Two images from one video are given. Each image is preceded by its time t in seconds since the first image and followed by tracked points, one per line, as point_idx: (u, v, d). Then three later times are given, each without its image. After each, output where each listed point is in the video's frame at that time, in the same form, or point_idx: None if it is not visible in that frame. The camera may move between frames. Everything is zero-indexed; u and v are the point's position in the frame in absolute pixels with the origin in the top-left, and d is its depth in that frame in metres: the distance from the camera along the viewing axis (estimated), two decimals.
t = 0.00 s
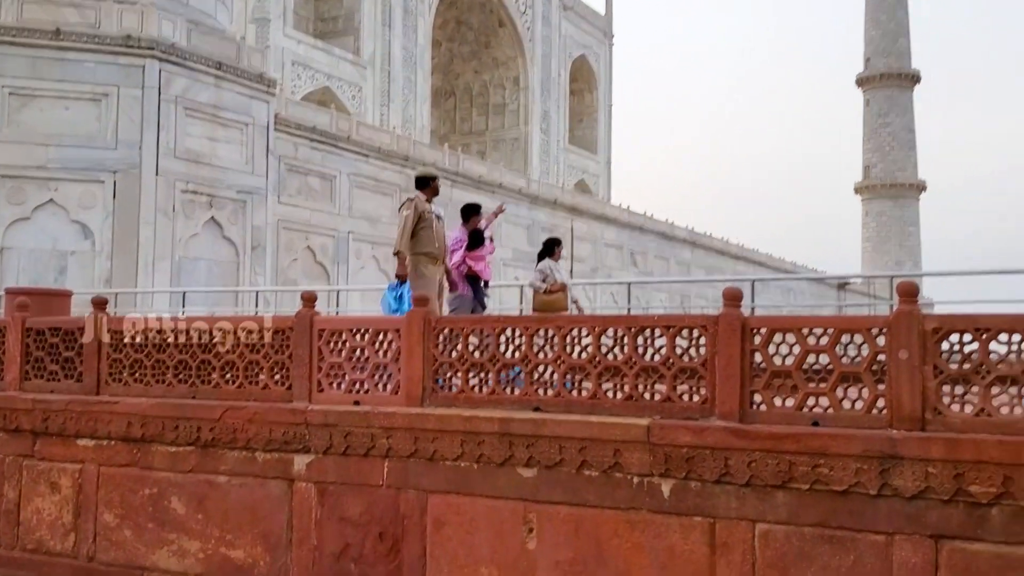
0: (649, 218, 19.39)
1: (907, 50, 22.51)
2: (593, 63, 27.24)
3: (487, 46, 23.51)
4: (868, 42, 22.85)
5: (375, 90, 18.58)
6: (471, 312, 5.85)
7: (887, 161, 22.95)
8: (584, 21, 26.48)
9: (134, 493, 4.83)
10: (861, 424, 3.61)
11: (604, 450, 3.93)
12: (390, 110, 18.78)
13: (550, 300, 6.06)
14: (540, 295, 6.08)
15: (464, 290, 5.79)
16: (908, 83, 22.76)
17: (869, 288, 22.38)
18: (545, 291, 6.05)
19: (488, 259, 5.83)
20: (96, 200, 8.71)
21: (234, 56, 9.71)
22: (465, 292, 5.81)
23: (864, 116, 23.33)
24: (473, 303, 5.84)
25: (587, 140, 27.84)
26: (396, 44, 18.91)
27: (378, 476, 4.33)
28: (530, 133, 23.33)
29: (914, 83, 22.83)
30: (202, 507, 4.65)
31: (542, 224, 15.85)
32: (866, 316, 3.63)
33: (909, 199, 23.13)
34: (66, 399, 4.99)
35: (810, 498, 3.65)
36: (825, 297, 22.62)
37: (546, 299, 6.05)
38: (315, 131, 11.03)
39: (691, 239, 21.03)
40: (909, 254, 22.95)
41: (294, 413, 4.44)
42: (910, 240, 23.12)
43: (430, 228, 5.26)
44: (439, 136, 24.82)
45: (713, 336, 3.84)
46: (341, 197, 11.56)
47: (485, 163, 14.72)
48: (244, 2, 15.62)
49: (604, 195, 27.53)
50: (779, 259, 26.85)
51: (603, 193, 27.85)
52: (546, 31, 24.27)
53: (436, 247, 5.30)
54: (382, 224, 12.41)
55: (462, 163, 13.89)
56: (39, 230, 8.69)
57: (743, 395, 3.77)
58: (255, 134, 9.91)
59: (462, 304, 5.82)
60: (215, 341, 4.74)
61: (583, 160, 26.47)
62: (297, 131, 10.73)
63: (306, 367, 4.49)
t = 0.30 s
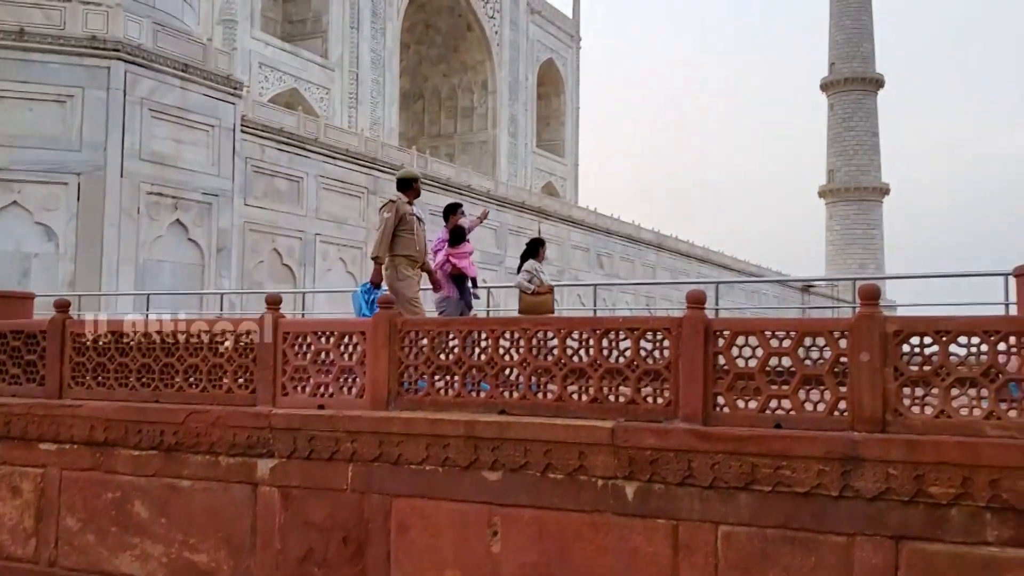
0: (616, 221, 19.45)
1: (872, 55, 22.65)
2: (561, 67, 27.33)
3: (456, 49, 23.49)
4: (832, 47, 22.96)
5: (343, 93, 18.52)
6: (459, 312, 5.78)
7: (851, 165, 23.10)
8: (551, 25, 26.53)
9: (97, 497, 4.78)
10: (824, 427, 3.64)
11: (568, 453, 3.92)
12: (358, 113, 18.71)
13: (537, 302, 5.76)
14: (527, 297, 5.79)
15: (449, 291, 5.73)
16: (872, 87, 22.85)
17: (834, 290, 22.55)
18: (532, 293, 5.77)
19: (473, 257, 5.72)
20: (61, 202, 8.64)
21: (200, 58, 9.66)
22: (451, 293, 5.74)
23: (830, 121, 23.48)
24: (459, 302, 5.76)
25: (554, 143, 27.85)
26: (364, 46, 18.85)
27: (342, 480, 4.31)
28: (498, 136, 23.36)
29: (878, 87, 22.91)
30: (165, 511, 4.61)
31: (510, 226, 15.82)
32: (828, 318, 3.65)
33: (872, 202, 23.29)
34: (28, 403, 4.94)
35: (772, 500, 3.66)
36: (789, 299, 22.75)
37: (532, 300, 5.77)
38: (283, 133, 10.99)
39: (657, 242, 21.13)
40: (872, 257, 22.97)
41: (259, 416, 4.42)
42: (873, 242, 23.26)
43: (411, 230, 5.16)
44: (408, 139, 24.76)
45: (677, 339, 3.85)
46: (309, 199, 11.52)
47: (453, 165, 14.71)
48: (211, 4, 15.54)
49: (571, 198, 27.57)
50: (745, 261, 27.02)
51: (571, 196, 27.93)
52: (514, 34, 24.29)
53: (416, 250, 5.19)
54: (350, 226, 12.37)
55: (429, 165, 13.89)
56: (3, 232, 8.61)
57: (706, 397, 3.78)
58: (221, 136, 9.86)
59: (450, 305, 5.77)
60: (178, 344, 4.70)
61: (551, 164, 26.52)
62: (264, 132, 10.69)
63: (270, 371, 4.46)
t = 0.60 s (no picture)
0: (578, 229, 19.51)
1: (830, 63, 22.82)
2: (523, 74, 27.39)
3: (418, 56, 23.45)
4: (792, 56, 23.11)
5: (304, 99, 18.42)
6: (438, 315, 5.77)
7: (810, 173, 23.24)
8: (513, 32, 26.57)
9: (50, 508, 4.70)
10: (781, 432, 3.65)
11: (527, 460, 3.91)
12: (319, 119, 18.62)
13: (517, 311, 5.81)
14: (509, 306, 5.83)
15: (426, 295, 5.73)
16: (830, 95, 23.04)
17: (793, 297, 22.69)
18: (514, 301, 5.82)
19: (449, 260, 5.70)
20: (15, 209, 8.51)
21: (158, 64, 9.57)
22: (428, 297, 5.75)
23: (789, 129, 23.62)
24: (437, 306, 5.76)
25: (516, 150, 27.89)
26: (325, 53, 18.76)
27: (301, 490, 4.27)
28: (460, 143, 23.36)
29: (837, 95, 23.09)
30: (121, 522, 4.54)
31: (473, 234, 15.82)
32: (785, 324, 3.68)
33: (831, 210, 23.47)
34: None
35: (731, 507, 3.68)
36: (749, 306, 22.91)
37: (515, 309, 5.81)
38: (241, 139, 10.91)
39: (619, 249, 21.19)
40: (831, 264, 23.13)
41: (215, 426, 4.37)
42: (832, 249, 23.39)
43: (385, 238, 5.13)
44: (370, 146, 24.68)
45: (636, 346, 3.86)
46: (269, 206, 11.44)
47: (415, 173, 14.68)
48: (170, 10, 15.43)
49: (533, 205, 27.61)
50: (705, 269, 27.16)
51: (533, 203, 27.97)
52: (476, 42, 24.28)
53: (390, 259, 5.17)
54: (312, 234, 12.29)
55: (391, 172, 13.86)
56: None
57: (665, 404, 3.80)
58: (179, 143, 9.77)
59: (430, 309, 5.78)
60: (134, 353, 4.64)
61: (514, 171, 26.56)
62: (224, 139, 10.60)
63: (228, 380, 4.42)
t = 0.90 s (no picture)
0: (538, 239, 19.55)
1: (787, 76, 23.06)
2: (483, 85, 27.43)
3: (376, 65, 23.40)
4: (749, 68, 23.34)
5: (261, 108, 18.29)
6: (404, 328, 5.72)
7: (767, 184, 23.42)
8: (473, 43, 26.62)
9: None
10: (738, 442, 3.67)
11: (486, 472, 3.90)
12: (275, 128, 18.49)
13: (495, 319, 5.94)
14: (486, 314, 5.93)
15: (395, 308, 5.68)
16: (787, 107, 23.28)
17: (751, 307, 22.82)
18: (491, 309, 5.92)
19: (418, 274, 5.65)
20: None
21: (111, 72, 9.45)
22: (396, 309, 5.70)
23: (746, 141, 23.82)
24: (405, 319, 5.71)
25: (476, 161, 27.91)
26: (282, 61, 18.63)
27: (256, 504, 4.22)
28: (420, 153, 23.31)
29: (793, 108, 23.33)
30: (71, 539, 4.45)
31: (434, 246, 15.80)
32: (741, 334, 3.70)
33: (787, 221, 23.85)
34: None
35: (688, 517, 3.68)
36: (706, 315, 23.08)
37: (491, 317, 5.92)
38: (197, 148, 10.80)
39: (578, 259, 21.24)
40: (788, 274, 23.34)
41: (169, 440, 4.31)
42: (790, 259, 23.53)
43: (358, 246, 5.10)
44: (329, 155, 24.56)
45: (594, 356, 3.86)
46: (225, 216, 11.32)
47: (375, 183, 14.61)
48: (124, 17, 15.28)
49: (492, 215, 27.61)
50: (664, 279, 27.29)
51: (493, 214, 27.98)
52: (436, 51, 24.26)
53: (364, 267, 5.14)
54: (269, 244, 12.18)
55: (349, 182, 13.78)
56: None
57: (623, 414, 3.80)
58: (132, 152, 9.65)
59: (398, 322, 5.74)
60: (84, 366, 4.56)
61: (474, 181, 26.55)
62: (178, 148, 10.48)
63: (181, 393, 4.36)
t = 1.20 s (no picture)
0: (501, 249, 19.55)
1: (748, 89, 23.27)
2: (447, 95, 27.43)
3: (339, 75, 23.35)
4: (711, 81, 23.51)
5: (222, 117, 18.13)
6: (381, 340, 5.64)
7: (729, 195, 23.56)
8: (438, 54, 26.63)
9: None
10: (699, 452, 3.67)
11: (447, 484, 3.87)
12: (236, 137, 18.33)
13: (474, 326, 5.88)
14: (465, 322, 5.88)
15: (372, 321, 5.60)
16: (749, 120, 23.49)
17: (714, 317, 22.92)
18: (471, 317, 5.86)
19: (393, 285, 5.56)
20: None
21: (68, 80, 9.32)
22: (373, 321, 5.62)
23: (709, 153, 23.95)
24: (383, 331, 5.62)
25: (440, 171, 27.89)
26: (244, 70, 18.50)
27: (214, 518, 4.16)
28: (384, 163, 23.23)
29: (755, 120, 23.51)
30: (24, 556, 4.37)
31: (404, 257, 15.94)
32: (703, 344, 3.70)
33: (750, 232, 23.87)
34: None
35: (650, 527, 3.68)
36: (670, 326, 23.17)
37: (470, 326, 5.87)
38: (155, 158, 10.69)
39: (542, 269, 21.26)
40: (751, 284, 23.47)
41: (125, 454, 4.24)
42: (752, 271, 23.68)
43: (335, 253, 5.06)
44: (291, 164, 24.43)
45: (556, 366, 3.85)
46: (184, 226, 11.21)
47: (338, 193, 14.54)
48: (82, 25, 15.13)
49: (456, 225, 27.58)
50: (627, 289, 27.37)
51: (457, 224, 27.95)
52: (399, 61, 24.22)
53: (338, 274, 5.11)
54: (230, 255, 12.07)
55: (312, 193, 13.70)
56: None
57: (585, 424, 3.79)
58: (89, 161, 9.55)
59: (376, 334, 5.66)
60: (39, 379, 4.50)
61: (438, 192, 26.51)
62: (136, 157, 10.37)
63: (137, 406, 4.30)
